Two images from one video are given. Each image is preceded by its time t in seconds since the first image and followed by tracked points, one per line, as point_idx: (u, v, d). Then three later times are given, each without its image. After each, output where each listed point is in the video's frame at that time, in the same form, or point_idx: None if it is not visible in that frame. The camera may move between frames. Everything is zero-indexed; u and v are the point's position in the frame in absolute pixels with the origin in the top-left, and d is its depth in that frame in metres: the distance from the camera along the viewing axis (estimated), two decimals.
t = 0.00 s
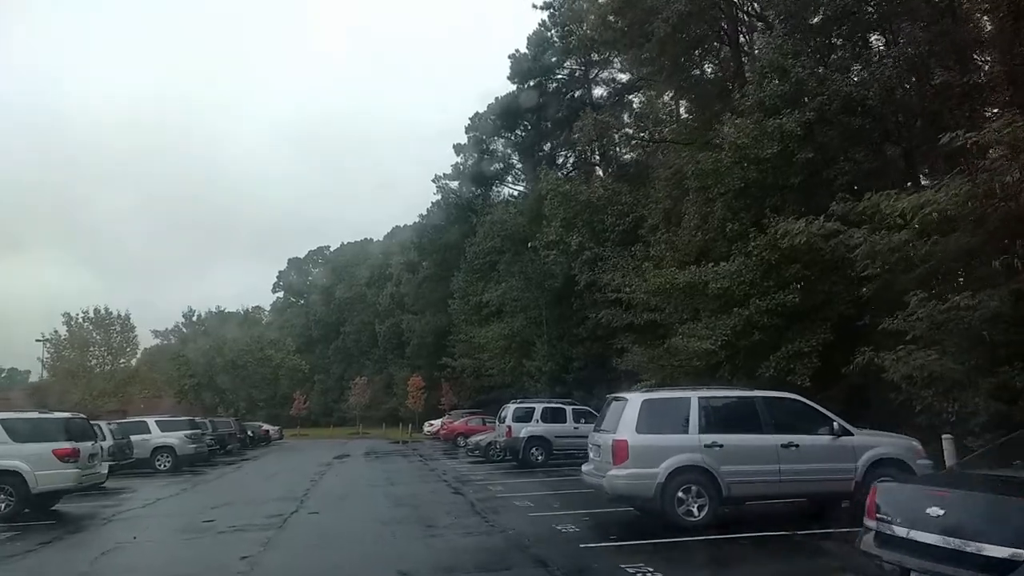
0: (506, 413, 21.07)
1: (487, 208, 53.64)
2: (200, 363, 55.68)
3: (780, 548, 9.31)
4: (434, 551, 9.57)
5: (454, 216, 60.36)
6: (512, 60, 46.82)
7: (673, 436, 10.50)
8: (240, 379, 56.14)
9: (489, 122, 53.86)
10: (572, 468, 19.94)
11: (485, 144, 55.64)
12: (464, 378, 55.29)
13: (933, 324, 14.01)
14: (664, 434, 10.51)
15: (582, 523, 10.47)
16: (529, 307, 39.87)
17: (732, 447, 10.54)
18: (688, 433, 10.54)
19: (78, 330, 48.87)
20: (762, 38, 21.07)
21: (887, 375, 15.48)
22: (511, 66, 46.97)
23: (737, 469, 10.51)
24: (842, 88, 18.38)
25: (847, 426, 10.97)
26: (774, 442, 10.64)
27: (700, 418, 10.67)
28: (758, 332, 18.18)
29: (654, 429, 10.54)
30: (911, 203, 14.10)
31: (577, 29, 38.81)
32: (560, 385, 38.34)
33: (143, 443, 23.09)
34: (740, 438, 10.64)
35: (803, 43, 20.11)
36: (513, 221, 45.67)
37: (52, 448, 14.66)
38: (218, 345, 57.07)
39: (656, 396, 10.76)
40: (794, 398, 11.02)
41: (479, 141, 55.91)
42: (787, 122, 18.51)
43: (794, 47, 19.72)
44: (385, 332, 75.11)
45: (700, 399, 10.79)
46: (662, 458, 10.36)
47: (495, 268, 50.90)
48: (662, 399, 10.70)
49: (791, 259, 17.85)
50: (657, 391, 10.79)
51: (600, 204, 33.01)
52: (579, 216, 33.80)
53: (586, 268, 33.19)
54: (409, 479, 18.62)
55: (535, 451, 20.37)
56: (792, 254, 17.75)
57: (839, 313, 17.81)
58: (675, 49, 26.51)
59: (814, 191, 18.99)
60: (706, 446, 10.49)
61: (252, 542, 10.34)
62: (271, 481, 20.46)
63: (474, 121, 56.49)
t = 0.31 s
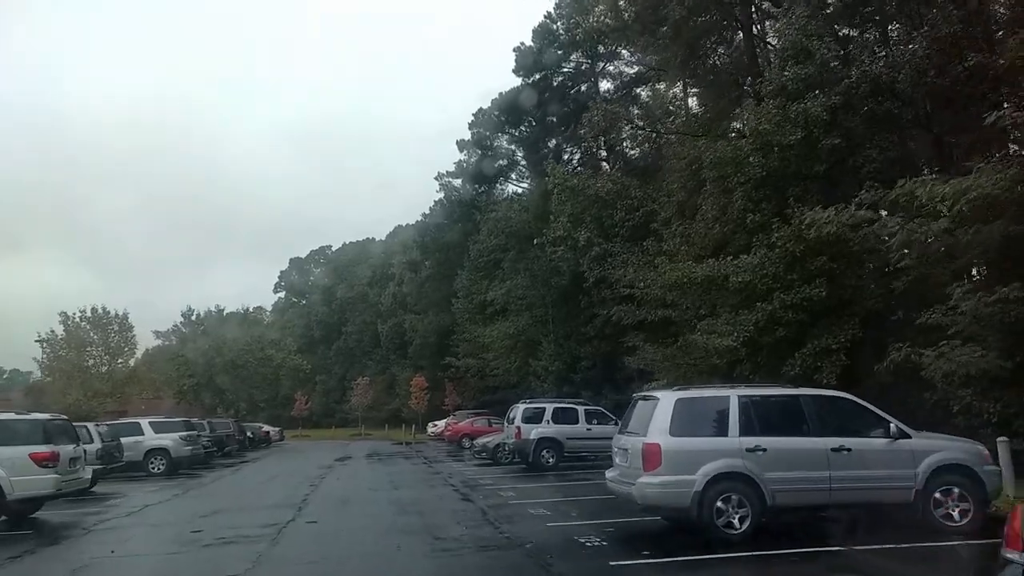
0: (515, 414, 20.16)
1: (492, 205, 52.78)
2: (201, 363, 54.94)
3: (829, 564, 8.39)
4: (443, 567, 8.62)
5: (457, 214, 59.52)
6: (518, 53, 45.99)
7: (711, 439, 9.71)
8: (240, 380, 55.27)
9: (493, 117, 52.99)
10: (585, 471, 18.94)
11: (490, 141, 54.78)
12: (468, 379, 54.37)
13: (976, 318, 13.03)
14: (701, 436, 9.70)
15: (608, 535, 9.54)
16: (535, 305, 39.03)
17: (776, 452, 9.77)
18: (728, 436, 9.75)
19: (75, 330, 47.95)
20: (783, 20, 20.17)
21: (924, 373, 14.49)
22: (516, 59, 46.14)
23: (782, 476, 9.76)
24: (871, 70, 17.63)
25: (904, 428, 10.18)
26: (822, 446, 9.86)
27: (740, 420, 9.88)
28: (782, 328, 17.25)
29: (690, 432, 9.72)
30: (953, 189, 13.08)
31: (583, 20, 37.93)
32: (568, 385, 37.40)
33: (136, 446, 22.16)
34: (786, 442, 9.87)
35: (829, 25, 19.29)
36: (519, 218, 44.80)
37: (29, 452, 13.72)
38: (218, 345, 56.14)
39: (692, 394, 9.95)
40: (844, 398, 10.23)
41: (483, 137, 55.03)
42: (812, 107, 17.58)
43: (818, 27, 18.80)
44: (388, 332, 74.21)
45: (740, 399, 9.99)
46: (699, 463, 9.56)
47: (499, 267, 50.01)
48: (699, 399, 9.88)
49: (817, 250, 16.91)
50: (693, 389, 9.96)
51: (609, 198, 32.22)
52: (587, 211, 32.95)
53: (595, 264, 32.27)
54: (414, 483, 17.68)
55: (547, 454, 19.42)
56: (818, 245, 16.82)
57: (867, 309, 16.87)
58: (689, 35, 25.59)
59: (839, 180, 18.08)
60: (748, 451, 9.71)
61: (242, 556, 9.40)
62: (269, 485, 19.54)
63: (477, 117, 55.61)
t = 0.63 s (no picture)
0: (525, 414, 19.11)
1: (496, 200, 51.68)
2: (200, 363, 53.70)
3: None
4: None
5: (461, 210, 58.48)
6: (523, 43, 44.96)
7: (766, 442, 8.91)
8: (239, 380, 54.22)
9: (497, 111, 51.88)
10: (600, 477, 17.87)
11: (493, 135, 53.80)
12: (473, 378, 53.31)
13: None
14: (754, 440, 8.90)
15: (645, 555, 8.51)
16: (541, 302, 37.95)
17: (840, 459, 8.99)
18: (785, 440, 8.95)
19: (71, 330, 46.84)
20: None
21: (972, 370, 13.34)
22: (522, 50, 45.12)
23: (848, 485, 8.96)
24: (906, 45, 16.51)
25: (988, 432, 9.34)
26: (891, 453, 9.08)
27: (798, 423, 9.07)
28: (812, 322, 16.18)
29: (743, 435, 8.91)
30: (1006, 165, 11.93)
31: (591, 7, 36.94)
32: (575, 385, 36.28)
33: (126, 450, 21.06)
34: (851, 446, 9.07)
35: None
36: (524, 213, 43.76)
37: None
38: (217, 345, 54.91)
39: (744, 392, 9.14)
40: (917, 396, 9.41)
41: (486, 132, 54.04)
42: (843, 85, 16.49)
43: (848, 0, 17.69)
44: (390, 331, 73.17)
45: (799, 397, 9.18)
46: (752, 471, 8.77)
47: (504, 264, 48.94)
48: (752, 398, 9.07)
49: (850, 239, 15.84)
50: (745, 387, 9.14)
51: (619, 190, 31.18)
52: (596, 204, 31.93)
53: (604, 259, 31.18)
54: (420, 490, 16.61)
55: (559, 457, 18.37)
56: (851, 233, 15.73)
57: (903, 300, 15.76)
58: (705, 16, 24.49)
59: (871, 164, 16.99)
60: (809, 457, 8.92)
61: None
62: (266, 491, 18.45)
63: (480, 111, 54.45)
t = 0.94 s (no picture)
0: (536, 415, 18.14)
1: (501, 197, 50.72)
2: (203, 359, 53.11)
3: None
4: None
5: (465, 207, 57.55)
6: (528, 35, 44.04)
7: (832, 449, 8.03)
8: (240, 380, 53.34)
9: (502, 105, 50.96)
10: (616, 481, 16.91)
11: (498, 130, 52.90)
12: (477, 378, 52.34)
13: None
14: (818, 446, 8.02)
15: None
16: (548, 300, 37.03)
17: (917, 467, 8.08)
18: (853, 445, 8.06)
19: (67, 329, 45.94)
20: None
21: None
22: (527, 42, 44.18)
23: (925, 497, 8.08)
24: (944, 21, 15.52)
25: None
26: (974, 461, 8.18)
27: (867, 425, 8.18)
28: (842, 316, 15.20)
29: (803, 440, 8.02)
30: None
31: None
32: (584, 385, 35.31)
33: (117, 452, 20.16)
34: (929, 453, 8.17)
35: None
36: (530, 209, 42.83)
37: None
38: (216, 344, 53.88)
39: (803, 391, 8.24)
40: (999, 395, 8.48)
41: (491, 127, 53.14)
42: (875, 64, 15.50)
43: None
44: (393, 331, 72.26)
45: (867, 397, 8.29)
46: (817, 481, 7.90)
47: (510, 261, 47.97)
48: (812, 397, 8.20)
49: (884, 228, 14.86)
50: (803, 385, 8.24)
51: (629, 184, 30.35)
52: (605, 198, 31.00)
53: (615, 254, 30.21)
54: (427, 495, 15.68)
55: (573, 460, 17.44)
56: (884, 221, 14.74)
57: (941, 294, 14.72)
58: None
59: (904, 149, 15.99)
60: (881, 465, 8.04)
61: None
62: (263, 496, 17.52)
63: (484, 106, 53.52)
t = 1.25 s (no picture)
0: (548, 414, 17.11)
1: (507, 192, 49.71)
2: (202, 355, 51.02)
3: None
4: None
5: (469, 203, 56.57)
6: (535, 25, 42.96)
7: (923, 453, 7.07)
8: (240, 380, 51.84)
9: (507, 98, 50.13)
10: (633, 486, 15.87)
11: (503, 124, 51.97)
12: (482, 377, 51.35)
13: None
14: (907, 450, 7.06)
15: None
16: (555, 297, 36.08)
17: None
18: (949, 450, 7.10)
19: (64, 326, 44.96)
20: None
21: None
22: (533, 32, 43.09)
23: None
24: None
25: None
26: None
27: (963, 428, 7.24)
28: (879, 308, 14.14)
29: (892, 442, 7.05)
30: None
31: None
32: (592, 383, 34.27)
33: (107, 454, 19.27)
34: None
35: None
36: (537, 203, 41.85)
37: None
38: (217, 342, 51.61)
39: (888, 387, 7.27)
40: None
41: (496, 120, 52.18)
42: (913, 38, 14.46)
43: None
44: (396, 329, 71.22)
45: (962, 396, 7.35)
46: (909, 490, 6.95)
47: (515, 257, 46.99)
48: (898, 395, 7.24)
49: (923, 215, 13.87)
50: (886, 379, 7.28)
51: (639, 175, 29.37)
52: (615, 190, 30.02)
53: (626, 248, 29.20)
54: (434, 500, 14.72)
55: (587, 463, 16.42)
56: (925, 207, 13.71)
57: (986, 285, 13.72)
58: None
59: (943, 130, 14.95)
60: (982, 473, 7.07)
61: None
62: (260, 500, 16.56)
63: (488, 100, 52.55)
